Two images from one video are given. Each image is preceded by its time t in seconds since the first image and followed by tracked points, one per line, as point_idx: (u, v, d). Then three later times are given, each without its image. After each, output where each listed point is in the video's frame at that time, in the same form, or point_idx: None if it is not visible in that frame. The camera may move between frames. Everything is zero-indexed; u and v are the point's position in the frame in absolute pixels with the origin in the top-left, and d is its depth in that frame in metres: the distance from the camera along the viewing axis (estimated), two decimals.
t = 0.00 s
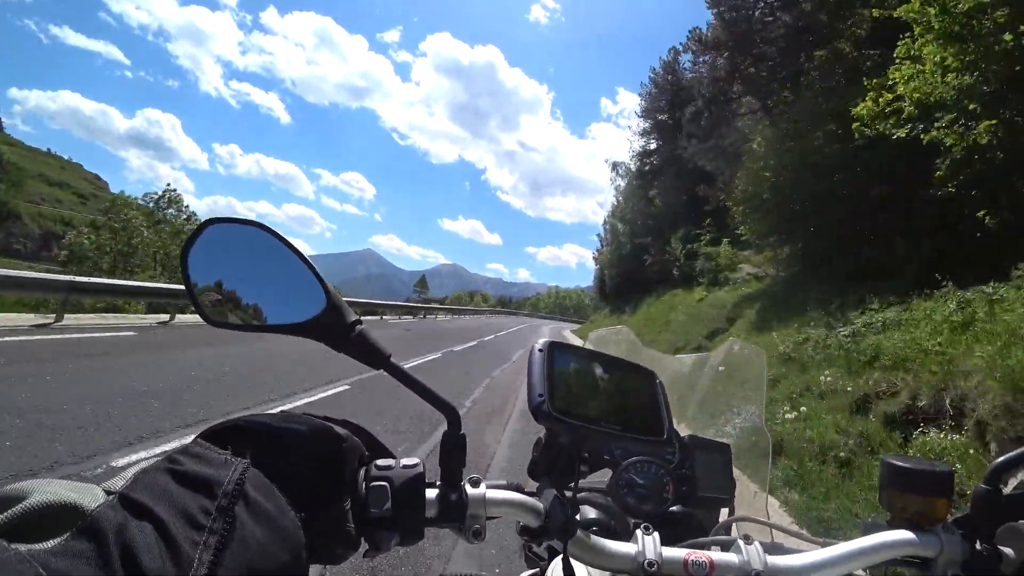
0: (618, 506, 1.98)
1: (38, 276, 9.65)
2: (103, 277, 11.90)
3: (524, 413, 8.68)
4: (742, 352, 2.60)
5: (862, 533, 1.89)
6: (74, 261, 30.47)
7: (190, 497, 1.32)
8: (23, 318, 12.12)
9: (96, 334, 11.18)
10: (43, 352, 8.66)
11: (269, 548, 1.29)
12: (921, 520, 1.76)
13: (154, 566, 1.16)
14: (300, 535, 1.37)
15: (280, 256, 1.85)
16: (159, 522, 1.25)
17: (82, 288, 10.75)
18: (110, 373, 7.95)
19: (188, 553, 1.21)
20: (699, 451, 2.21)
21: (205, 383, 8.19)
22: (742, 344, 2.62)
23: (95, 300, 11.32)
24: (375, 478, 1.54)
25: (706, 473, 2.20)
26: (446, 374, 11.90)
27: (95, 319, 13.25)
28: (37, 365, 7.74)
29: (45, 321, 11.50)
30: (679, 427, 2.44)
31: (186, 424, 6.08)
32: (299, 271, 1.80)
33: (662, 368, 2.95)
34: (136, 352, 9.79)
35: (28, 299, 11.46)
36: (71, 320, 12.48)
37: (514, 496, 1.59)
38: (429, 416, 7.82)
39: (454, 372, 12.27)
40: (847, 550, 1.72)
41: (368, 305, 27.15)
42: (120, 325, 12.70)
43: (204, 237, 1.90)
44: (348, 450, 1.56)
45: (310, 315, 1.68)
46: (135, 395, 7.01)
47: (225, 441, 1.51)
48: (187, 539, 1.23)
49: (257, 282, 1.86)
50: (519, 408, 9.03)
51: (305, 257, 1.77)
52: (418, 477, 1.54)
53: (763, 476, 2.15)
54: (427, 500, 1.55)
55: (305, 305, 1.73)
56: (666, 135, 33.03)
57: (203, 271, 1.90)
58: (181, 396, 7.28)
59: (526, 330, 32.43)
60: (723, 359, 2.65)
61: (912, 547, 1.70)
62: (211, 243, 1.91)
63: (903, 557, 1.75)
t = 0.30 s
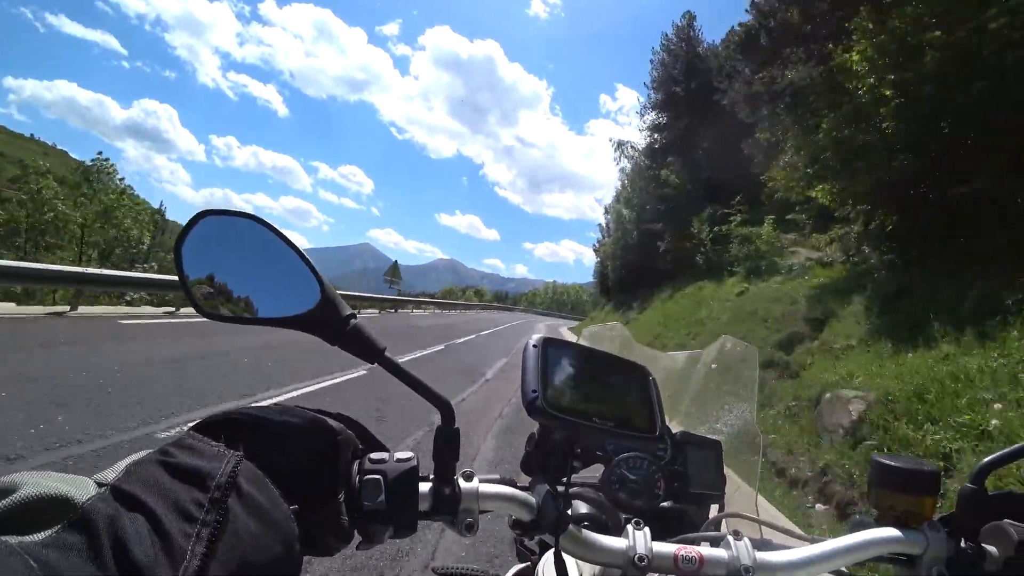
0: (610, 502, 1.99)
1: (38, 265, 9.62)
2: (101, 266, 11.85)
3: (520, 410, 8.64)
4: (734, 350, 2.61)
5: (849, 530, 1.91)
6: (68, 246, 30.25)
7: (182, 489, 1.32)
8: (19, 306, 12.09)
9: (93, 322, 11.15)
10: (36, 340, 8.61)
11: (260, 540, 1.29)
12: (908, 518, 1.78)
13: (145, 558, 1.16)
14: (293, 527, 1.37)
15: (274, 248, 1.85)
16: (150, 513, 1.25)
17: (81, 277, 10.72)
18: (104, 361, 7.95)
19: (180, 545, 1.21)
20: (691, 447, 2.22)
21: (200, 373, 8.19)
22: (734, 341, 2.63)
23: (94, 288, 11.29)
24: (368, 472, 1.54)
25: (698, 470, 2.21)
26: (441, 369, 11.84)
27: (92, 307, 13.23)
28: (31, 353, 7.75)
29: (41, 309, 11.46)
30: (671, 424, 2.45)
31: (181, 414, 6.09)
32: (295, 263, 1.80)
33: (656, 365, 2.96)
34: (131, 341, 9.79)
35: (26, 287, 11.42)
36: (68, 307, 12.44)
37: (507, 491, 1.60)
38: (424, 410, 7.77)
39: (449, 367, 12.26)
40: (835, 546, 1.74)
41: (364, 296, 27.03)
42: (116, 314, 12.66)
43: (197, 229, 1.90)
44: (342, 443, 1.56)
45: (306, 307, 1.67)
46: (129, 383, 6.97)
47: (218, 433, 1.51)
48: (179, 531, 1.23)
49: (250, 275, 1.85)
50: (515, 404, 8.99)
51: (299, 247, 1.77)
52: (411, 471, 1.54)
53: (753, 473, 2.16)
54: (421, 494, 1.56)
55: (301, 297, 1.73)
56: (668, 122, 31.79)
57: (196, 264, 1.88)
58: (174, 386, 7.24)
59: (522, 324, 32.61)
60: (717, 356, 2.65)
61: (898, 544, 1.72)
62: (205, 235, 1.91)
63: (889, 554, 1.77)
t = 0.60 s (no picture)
0: (605, 493, 2.00)
1: (38, 256, 9.59)
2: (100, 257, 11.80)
3: (517, 403, 8.58)
4: (729, 344, 2.65)
5: (842, 522, 1.92)
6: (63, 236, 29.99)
7: (178, 481, 1.32)
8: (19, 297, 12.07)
9: (90, 313, 11.11)
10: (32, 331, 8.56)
11: (256, 532, 1.29)
12: (898, 511, 1.80)
13: (140, 553, 1.16)
14: (290, 517, 1.37)
15: (272, 240, 1.85)
16: (145, 505, 1.25)
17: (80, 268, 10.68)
18: (102, 352, 7.93)
19: (177, 540, 1.21)
20: (685, 439, 2.23)
21: (196, 363, 8.17)
22: (730, 336, 2.67)
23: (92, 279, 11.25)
24: (366, 462, 1.55)
25: (691, 462, 2.23)
26: (437, 362, 11.77)
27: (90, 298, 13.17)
28: (27, 344, 7.72)
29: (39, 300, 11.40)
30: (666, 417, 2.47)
31: (178, 406, 6.08)
32: (292, 254, 1.79)
33: (651, 359, 3.00)
34: (127, 331, 9.76)
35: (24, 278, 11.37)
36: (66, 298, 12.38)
37: (504, 482, 1.60)
38: (420, 402, 7.72)
39: (445, 360, 12.22)
40: (826, 538, 1.75)
41: (361, 288, 26.94)
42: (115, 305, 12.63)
43: (192, 219, 1.88)
44: (340, 434, 1.56)
45: (302, 298, 1.67)
46: (124, 375, 6.94)
47: (214, 423, 1.51)
48: (175, 524, 1.24)
49: (245, 267, 1.85)
50: (512, 398, 8.94)
51: (299, 240, 1.78)
52: (408, 462, 1.54)
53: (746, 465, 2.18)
54: (418, 485, 1.57)
55: (295, 289, 1.72)
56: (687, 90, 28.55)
57: (190, 254, 1.87)
58: (170, 378, 7.20)
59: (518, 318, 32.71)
60: (712, 350, 2.70)
61: (887, 536, 1.74)
62: (199, 225, 1.89)
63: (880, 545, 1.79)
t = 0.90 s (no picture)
0: (600, 489, 2.02)
1: (45, 249, 9.68)
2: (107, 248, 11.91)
3: (517, 400, 8.60)
4: (725, 343, 2.68)
5: (833, 521, 1.95)
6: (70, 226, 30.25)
7: (179, 466, 1.33)
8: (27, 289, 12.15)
9: (95, 304, 11.21)
10: (36, 321, 8.64)
11: (257, 518, 1.31)
12: (889, 511, 1.82)
13: (142, 536, 1.17)
14: (290, 505, 1.40)
15: (273, 227, 1.85)
16: (148, 489, 1.25)
17: (86, 261, 10.79)
18: (103, 343, 7.97)
19: (179, 523, 1.22)
20: (680, 437, 2.26)
21: (195, 356, 8.20)
22: (727, 335, 2.69)
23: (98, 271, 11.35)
24: (366, 453, 1.56)
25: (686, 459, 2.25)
26: (437, 357, 11.78)
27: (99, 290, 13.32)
28: (27, 334, 7.76)
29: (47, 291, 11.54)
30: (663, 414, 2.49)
31: (179, 399, 6.13)
32: (292, 243, 1.80)
33: (649, 356, 3.02)
34: (128, 322, 9.81)
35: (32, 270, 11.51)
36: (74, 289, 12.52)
37: (502, 475, 1.61)
38: (420, 396, 7.73)
39: (444, 355, 12.24)
40: (818, 536, 1.78)
41: (364, 282, 27.15)
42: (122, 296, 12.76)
43: (194, 207, 1.88)
44: (341, 426, 1.58)
45: (304, 289, 1.68)
46: (126, 366, 7.00)
47: (214, 411, 1.52)
48: (177, 508, 1.24)
49: (246, 255, 1.86)
50: (513, 394, 8.96)
51: (298, 227, 1.78)
52: (408, 454, 1.56)
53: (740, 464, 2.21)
54: (418, 477, 1.58)
55: (297, 278, 1.73)
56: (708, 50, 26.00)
57: (193, 246, 1.88)
58: (170, 370, 7.24)
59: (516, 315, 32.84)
60: (708, 349, 2.73)
61: (878, 536, 1.77)
62: (201, 213, 1.89)
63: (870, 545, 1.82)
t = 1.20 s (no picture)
0: (595, 482, 2.03)
1: (45, 248, 9.75)
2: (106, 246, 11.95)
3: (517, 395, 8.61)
4: (720, 336, 2.69)
5: (825, 515, 1.95)
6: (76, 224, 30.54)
7: (175, 454, 1.34)
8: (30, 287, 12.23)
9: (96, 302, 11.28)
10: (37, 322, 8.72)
11: (254, 506, 1.32)
12: (881, 504, 1.83)
13: (140, 524, 1.17)
14: (286, 493, 1.40)
15: (272, 222, 1.84)
16: (145, 476, 1.26)
17: (85, 259, 10.84)
18: (104, 343, 8.02)
19: (176, 509, 1.23)
20: (675, 430, 2.27)
21: (195, 353, 8.23)
22: (722, 329, 2.70)
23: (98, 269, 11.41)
24: (361, 445, 1.57)
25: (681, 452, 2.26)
26: (436, 352, 11.81)
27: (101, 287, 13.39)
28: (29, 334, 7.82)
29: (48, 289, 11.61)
30: (659, 407, 2.50)
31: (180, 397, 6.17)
32: (290, 234, 1.80)
33: (644, 350, 3.03)
34: (130, 321, 9.86)
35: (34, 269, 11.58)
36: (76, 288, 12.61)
37: (495, 468, 1.62)
38: (419, 392, 7.76)
39: (445, 350, 12.26)
40: (811, 530, 1.78)
41: (367, 278, 27.31)
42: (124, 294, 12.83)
43: (191, 198, 1.87)
44: (337, 418, 1.58)
45: (302, 281, 1.68)
46: (126, 366, 7.05)
47: (213, 401, 1.53)
48: (174, 495, 1.25)
49: (244, 247, 1.86)
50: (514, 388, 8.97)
51: (297, 223, 1.77)
52: (403, 447, 1.56)
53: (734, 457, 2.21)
54: (412, 469, 1.58)
55: (296, 269, 1.73)
56: None
57: (189, 238, 1.87)
58: (170, 368, 7.30)
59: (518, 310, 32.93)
60: (703, 342, 2.74)
61: (871, 530, 1.78)
62: (199, 203, 1.88)
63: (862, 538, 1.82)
